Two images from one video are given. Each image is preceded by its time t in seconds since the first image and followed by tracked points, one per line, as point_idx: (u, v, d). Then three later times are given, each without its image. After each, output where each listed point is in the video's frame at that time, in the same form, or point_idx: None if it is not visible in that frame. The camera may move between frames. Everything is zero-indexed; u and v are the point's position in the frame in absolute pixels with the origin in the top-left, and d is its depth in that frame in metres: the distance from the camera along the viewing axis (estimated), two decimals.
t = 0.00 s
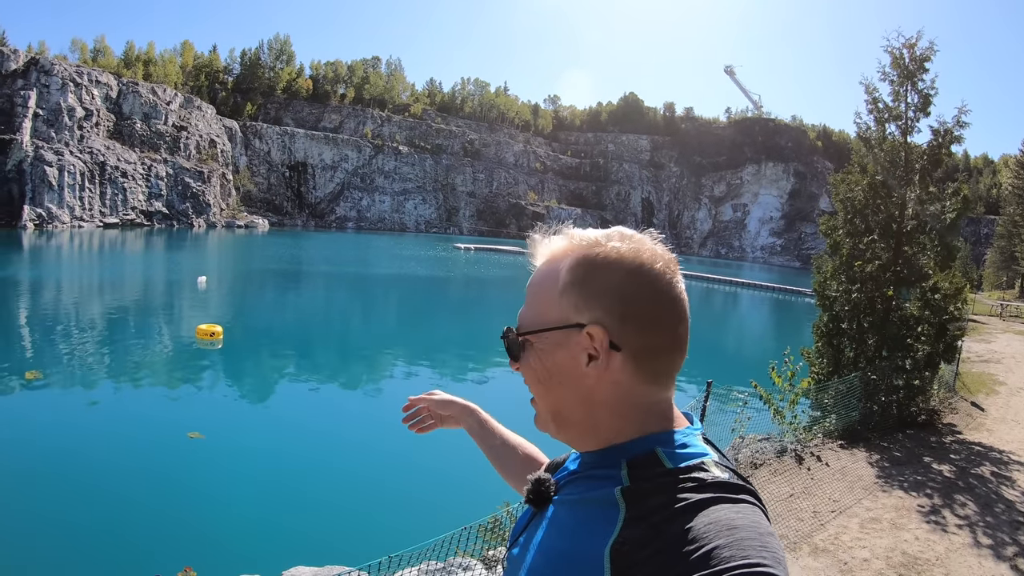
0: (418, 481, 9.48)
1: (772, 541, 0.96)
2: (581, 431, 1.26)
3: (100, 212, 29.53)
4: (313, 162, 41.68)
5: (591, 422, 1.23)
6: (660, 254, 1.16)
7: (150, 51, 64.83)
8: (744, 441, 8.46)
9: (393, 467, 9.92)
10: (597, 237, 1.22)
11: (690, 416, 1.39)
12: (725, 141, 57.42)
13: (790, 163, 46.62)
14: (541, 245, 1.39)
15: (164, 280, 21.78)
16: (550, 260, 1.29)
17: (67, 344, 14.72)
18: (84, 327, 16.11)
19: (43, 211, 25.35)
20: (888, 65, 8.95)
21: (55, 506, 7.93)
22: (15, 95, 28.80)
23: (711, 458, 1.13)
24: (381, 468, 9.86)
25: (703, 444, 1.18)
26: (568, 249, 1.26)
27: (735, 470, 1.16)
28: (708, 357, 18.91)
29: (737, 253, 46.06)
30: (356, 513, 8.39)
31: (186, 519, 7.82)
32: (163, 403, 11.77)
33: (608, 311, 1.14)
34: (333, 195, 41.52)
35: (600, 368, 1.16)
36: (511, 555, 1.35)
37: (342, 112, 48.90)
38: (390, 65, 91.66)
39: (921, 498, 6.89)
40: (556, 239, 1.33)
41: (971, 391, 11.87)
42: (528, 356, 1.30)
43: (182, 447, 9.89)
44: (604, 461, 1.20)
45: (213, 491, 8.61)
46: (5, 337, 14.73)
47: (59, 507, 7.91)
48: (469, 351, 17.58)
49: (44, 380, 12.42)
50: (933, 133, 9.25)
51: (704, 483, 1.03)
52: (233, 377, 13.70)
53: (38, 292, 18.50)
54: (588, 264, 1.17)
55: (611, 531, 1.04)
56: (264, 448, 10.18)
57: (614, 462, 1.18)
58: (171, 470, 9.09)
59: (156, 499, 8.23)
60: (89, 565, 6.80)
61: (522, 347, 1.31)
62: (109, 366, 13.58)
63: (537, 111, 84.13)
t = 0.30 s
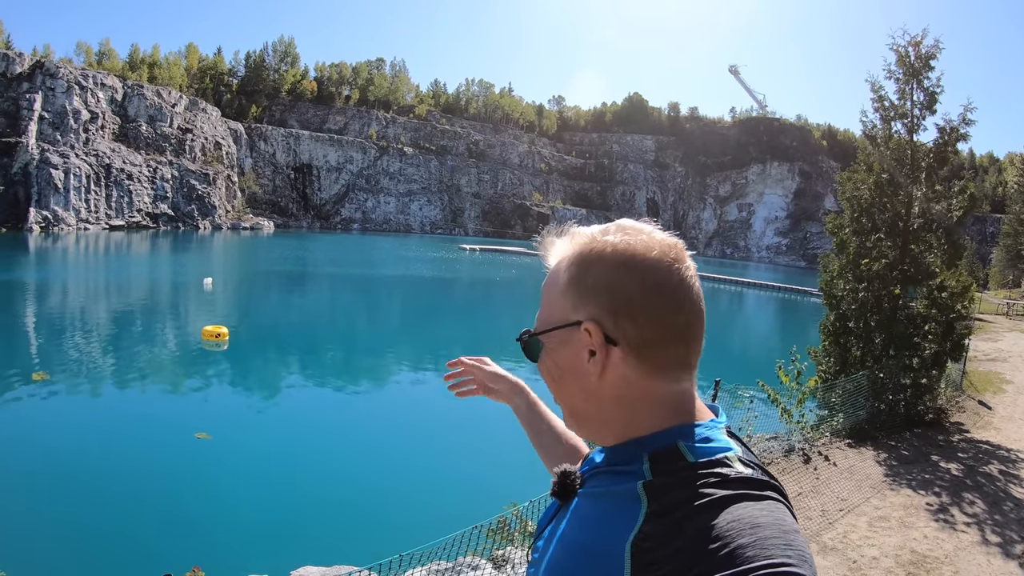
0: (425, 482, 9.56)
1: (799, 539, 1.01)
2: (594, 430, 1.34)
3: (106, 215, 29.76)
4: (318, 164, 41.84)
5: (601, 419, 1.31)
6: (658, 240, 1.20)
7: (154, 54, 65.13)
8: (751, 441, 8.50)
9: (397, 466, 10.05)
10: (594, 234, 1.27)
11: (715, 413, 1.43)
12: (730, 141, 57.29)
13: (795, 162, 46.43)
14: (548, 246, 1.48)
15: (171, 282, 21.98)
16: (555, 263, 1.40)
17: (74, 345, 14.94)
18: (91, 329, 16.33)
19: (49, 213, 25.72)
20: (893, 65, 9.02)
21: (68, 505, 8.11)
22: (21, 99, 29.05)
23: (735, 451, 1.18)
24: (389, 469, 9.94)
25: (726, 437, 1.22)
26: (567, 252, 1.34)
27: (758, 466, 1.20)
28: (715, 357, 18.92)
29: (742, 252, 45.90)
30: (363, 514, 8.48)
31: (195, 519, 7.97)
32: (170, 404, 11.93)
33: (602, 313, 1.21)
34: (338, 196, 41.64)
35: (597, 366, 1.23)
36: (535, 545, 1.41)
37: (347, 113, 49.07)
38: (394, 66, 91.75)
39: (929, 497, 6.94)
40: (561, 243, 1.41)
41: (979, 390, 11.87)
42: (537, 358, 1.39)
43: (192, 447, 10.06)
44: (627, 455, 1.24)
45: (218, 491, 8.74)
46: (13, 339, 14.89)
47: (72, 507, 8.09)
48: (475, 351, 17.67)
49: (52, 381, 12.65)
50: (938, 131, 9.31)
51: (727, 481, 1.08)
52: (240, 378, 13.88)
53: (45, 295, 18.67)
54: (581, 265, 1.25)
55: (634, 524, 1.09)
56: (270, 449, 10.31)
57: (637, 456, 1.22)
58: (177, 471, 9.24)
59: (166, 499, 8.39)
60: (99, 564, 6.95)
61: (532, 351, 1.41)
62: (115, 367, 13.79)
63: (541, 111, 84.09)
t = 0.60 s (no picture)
0: (422, 481, 9.55)
1: (813, 544, 0.98)
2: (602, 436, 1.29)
3: (103, 215, 29.64)
4: (315, 164, 41.71)
5: (606, 424, 1.27)
6: (641, 234, 1.19)
7: (151, 54, 64.84)
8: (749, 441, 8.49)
9: (396, 466, 10.04)
10: (578, 237, 1.26)
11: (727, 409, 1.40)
12: (727, 141, 57.29)
13: (792, 163, 46.42)
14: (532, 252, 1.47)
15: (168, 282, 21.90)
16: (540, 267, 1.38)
17: (71, 345, 14.87)
18: (88, 329, 16.26)
19: (46, 213, 25.64)
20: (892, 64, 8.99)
21: (64, 503, 8.07)
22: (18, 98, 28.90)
23: (747, 449, 1.16)
24: (386, 469, 9.92)
25: (737, 436, 1.19)
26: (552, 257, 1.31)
27: (769, 464, 1.17)
28: (713, 357, 18.91)
29: (740, 253, 45.87)
30: (360, 513, 8.46)
31: (192, 518, 7.93)
32: (169, 403, 11.90)
33: (598, 310, 1.18)
34: (336, 197, 41.58)
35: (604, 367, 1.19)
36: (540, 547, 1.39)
37: (344, 114, 48.93)
38: (391, 67, 91.53)
39: (927, 496, 6.93)
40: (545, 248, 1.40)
41: (976, 390, 11.87)
42: (537, 370, 1.34)
43: (189, 447, 10.03)
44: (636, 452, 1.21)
45: (217, 490, 8.71)
46: (9, 339, 14.82)
47: (68, 505, 8.05)
48: (474, 352, 17.63)
49: (49, 382, 12.59)
50: (937, 131, 9.28)
51: (739, 482, 1.05)
52: (238, 378, 13.83)
53: (42, 294, 18.59)
54: (565, 269, 1.23)
55: (644, 525, 1.07)
56: (269, 448, 10.29)
57: (646, 457, 1.19)
58: (176, 470, 9.21)
59: (163, 498, 8.35)
60: (95, 563, 6.90)
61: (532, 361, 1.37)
62: (113, 367, 13.73)
63: (538, 112, 84.02)
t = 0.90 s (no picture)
0: (417, 482, 9.56)
1: (800, 533, 0.96)
2: (591, 428, 1.26)
3: (101, 215, 29.61)
4: (314, 165, 41.71)
5: (600, 416, 1.23)
6: (652, 227, 1.19)
7: (151, 54, 64.88)
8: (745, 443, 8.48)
9: (393, 465, 10.08)
10: (591, 220, 1.22)
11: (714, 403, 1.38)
12: (725, 144, 57.44)
13: (790, 166, 46.51)
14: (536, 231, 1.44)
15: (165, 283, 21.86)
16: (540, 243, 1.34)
17: (68, 345, 14.81)
18: (84, 329, 16.19)
19: (44, 213, 25.60)
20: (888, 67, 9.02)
21: (60, 502, 8.09)
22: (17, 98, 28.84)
23: (735, 442, 1.14)
24: (383, 469, 9.94)
25: (726, 427, 1.17)
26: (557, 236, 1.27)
27: (757, 456, 1.15)
28: (711, 359, 18.95)
29: (738, 256, 45.96)
30: (356, 513, 8.48)
31: (189, 517, 7.94)
32: (165, 404, 11.86)
33: (614, 295, 1.14)
34: (334, 198, 41.56)
35: (614, 356, 1.16)
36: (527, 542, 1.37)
37: (343, 115, 48.99)
38: (390, 69, 91.75)
39: (923, 498, 6.91)
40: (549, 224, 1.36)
41: (971, 392, 11.89)
42: (537, 352, 1.28)
43: (185, 447, 10.03)
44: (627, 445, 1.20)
45: (215, 490, 8.72)
46: (6, 339, 14.79)
47: (65, 503, 8.07)
48: (471, 353, 17.63)
49: (45, 381, 12.54)
50: (933, 134, 9.30)
51: (729, 472, 1.03)
52: (235, 378, 13.79)
53: (40, 294, 18.54)
54: (576, 253, 1.19)
55: (634, 518, 1.06)
56: (265, 449, 10.30)
57: (634, 449, 1.19)
58: (173, 470, 9.21)
59: (160, 497, 8.37)
60: (91, 560, 6.92)
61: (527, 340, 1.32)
62: (109, 368, 13.68)
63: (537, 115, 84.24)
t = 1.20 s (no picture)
0: (418, 481, 9.64)
1: (798, 518, 1.18)
2: (636, 398, 1.45)
3: (102, 215, 29.62)
4: (315, 167, 41.61)
5: (658, 382, 1.45)
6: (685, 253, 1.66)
7: (152, 55, 64.77)
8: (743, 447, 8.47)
9: (395, 463, 10.21)
10: (666, 228, 1.61)
11: (697, 400, 1.68)
12: (726, 149, 57.34)
13: (791, 170, 46.38)
14: (595, 202, 1.64)
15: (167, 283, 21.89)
16: (619, 214, 1.58)
17: (69, 344, 14.82)
18: (85, 329, 16.20)
19: (45, 212, 25.63)
20: (889, 72, 9.02)
21: (65, 501, 8.10)
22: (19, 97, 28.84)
23: (732, 441, 1.40)
24: (385, 467, 10.07)
25: (718, 425, 1.46)
26: (648, 221, 1.56)
27: (753, 450, 1.40)
28: (710, 363, 18.94)
29: (739, 260, 45.80)
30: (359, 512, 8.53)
31: (196, 516, 7.97)
32: (166, 403, 11.89)
33: (689, 292, 1.54)
34: (335, 200, 41.48)
35: (687, 333, 1.50)
36: (530, 546, 1.54)
37: (345, 117, 48.94)
38: (392, 72, 91.60)
39: (920, 503, 6.89)
40: (619, 200, 1.62)
41: (971, 398, 11.84)
42: (630, 309, 1.43)
43: (188, 446, 10.07)
44: (631, 453, 1.46)
45: (220, 489, 8.76)
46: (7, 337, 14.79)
47: (71, 502, 8.09)
48: (471, 356, 17.67)
49: (48, 380, 12.57)
50: (933, 139, 9.27)
51: (738, 469, 1.25)
52: (235, 379, 13.83)
53: (41, 293, 18.53)
54: (674, 245, 1.53)
55: (647, 520, 1.27)
56: (266, 448, 10.37)
57: (637, 452, 1.46)
58: (177, 470, 9.24)
59: (165, 496, 8.39)
60: (99, 559, 6.92)
61: (604, 296, 1.46)
62: (110, 367, 13.70)
63: (539, 119, 84.08)
